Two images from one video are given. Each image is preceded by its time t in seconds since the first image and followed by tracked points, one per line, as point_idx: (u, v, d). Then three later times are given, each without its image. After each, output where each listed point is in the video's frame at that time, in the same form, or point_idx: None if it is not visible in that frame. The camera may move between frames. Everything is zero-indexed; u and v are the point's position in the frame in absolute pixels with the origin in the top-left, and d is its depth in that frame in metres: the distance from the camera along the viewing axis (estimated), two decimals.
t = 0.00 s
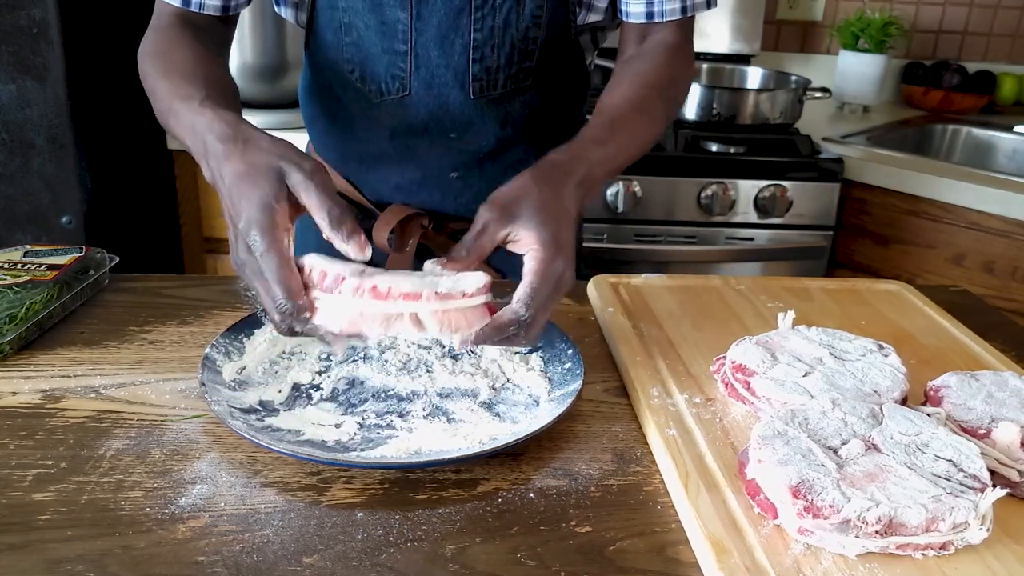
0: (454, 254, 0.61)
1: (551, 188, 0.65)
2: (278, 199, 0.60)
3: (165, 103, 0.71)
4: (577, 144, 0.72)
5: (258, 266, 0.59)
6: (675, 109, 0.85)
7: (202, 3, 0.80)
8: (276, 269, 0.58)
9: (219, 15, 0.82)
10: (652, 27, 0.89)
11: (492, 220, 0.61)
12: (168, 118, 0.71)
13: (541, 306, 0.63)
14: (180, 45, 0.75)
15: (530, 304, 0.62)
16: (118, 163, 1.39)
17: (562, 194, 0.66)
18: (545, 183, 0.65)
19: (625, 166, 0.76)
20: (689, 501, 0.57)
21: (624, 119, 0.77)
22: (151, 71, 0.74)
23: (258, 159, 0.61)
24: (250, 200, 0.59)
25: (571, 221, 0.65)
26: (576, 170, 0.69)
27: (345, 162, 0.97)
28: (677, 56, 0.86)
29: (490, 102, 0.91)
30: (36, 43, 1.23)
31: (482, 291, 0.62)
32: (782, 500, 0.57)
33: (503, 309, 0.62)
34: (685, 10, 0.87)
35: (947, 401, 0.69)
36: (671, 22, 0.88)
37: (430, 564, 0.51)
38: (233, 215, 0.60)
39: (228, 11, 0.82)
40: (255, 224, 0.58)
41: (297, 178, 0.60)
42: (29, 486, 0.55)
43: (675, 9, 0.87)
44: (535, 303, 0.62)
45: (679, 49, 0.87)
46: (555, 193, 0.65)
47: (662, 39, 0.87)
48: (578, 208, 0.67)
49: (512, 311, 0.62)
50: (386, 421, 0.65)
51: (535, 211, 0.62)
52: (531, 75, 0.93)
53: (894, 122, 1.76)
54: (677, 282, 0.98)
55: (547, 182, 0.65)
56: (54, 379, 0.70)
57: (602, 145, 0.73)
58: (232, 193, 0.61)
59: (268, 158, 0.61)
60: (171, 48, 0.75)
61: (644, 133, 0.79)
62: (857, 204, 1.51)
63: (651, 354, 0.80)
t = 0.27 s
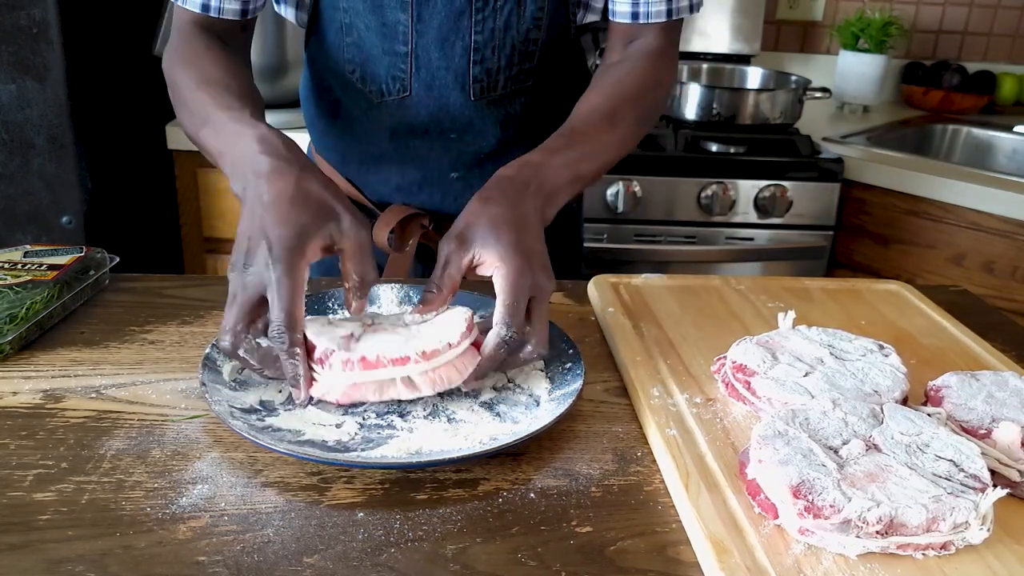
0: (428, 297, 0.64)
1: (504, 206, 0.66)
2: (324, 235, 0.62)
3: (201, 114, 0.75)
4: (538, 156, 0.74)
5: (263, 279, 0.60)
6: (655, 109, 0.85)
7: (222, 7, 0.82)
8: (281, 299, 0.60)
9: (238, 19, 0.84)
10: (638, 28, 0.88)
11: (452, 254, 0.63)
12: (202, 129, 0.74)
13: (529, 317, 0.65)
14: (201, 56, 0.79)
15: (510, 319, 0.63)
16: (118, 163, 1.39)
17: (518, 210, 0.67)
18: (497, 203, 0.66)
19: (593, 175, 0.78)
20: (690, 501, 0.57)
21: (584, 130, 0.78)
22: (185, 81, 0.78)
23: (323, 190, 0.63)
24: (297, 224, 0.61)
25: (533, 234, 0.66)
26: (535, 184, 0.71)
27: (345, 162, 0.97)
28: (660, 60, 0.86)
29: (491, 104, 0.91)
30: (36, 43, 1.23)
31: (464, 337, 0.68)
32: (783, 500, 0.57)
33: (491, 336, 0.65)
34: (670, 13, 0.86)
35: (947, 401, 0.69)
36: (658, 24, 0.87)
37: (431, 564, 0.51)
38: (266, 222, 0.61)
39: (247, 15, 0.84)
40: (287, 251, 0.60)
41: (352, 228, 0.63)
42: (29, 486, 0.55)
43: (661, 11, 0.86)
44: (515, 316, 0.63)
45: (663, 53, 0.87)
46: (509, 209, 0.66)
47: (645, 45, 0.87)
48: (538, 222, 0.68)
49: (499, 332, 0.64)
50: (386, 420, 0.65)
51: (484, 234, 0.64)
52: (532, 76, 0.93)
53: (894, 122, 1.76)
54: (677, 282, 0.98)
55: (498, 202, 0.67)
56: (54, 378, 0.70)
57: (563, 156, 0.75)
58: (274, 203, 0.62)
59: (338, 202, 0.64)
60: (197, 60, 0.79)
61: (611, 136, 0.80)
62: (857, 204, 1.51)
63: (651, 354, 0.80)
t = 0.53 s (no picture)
0: (441, 284, 0.63)
1: (501, 187, 0.65)
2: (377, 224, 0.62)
3: (232, 107, 0.75)
4: (538, 138, 0.74)
5: (330, 236, 0.59)
6: (654, 107, 0.85)
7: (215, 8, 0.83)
8: (352, 259, 0.59)
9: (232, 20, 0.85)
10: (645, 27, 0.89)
11: (454, 237, 0.62)
12: (234, 122, 0.74)
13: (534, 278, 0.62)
14: (221, 55, 0.80)
15: (511, 282, 0.60)
16: (118, 163, 1.39)
17: (517, 190, 0.66)
18: (494, 184, 0.66)
19: (596, 158, 0.76)
20: (689, 501, 0.57)
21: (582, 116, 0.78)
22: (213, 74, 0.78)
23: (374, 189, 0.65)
24: (358, 201, 0.62)
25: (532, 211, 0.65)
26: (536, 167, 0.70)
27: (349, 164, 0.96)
28: (665, 59, 0.86)
29: (498, 104, 0.92)
30: (36, 43, 1.23)
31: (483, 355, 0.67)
32: (783, 500, 0.57)
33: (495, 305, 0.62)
34: (681, 11, 0.87)
35: (947, 401, 0.69)
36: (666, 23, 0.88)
37: (431, 564, 0.51)
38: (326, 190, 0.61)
39: (240, 16, 0.85)
40: (355, 218, 0.60)
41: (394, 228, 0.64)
42: (29, 486, 0.55)
43: (671, 10, 0.87)
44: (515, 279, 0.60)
45: (667, 53, 0.87)
46: (508, 189, 0.65)
47: (650, 42, 0.87)
48: (541, 203, 0.67)
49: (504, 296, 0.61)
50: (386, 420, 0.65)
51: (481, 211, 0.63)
52: (539, 76, 0.93)
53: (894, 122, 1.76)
54: (677, 282, 0.98)
55: (495, 183, 0.66)
56: (54, 378, 0.70)
57: (563, 138, 0.74)
58: (331, 177, 0.63)
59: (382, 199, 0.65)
60: (222, 59, 0.80)
61: (611, 120, 0.79)
62: (857, 204, 1.51)
63: (651, 354, 0.80)
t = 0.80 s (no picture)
0: (463, 292, 0.63)
1: (525, 185, 0.65)
2: (338, 213, 0.62)
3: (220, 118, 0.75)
4: (559, 136, 0.73)
5: (280, 227, 0.59)
6: (669, 101, 0.84)
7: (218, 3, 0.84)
8: (305, 245, 0.59)
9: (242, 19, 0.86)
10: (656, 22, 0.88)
11: (473, 242, 0.61)
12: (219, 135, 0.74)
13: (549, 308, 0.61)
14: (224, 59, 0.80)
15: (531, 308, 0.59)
16: (118, 163, 1.39)
17: (540, 189, 0.65)
18: (519, 181, 0.65)
19: (615, 154, 0.76)
20: (689, 501, 0.57)
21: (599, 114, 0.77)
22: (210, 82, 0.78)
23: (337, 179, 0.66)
24: (311, 191, 0.62)
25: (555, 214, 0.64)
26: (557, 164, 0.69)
27: (353, 162, 0.97)
28: (678, 52, 0.86)
29: (501, 102, 0.91)
30: (36, 43, 1.23)
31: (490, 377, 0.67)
32: (783, 500, 0.57)
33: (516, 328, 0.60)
34: (689, 5, 0.87)
35: (947, 401, 0.69)
36: (676, 17, 0.87)
37: (431, 565, 0.51)
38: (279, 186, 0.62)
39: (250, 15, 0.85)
40: (307, 206, 0.60)
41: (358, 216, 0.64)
42: (29, 486, 0.55)
43: (680, 4, 0.87)
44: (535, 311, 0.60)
45: (680, 47, 0.86)
46: (531, 188, 0.65)
47: (663, 36, 0.87)
48: (562, 202, 0.67)
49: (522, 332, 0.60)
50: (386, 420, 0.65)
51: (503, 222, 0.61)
52: (542, 75, 0.93)
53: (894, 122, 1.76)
54: (677, 282, 0.98)
55: (520, 180, 0.65)
56: (54, 378, 0.70)
57: (583, 136, 0.73)
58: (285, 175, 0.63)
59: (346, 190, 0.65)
60: (225, 64, 0.80)
61: (629, 118, 0.78)
62: (857, 204, 1.51)
63: (651, 354, 0.80)
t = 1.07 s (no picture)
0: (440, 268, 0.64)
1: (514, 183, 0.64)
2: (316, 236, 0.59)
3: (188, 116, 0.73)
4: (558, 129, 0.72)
5: (262, 280, 0.56)
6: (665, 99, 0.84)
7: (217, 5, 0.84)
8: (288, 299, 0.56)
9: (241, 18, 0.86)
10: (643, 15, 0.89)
11: (471, 223, 0.61)
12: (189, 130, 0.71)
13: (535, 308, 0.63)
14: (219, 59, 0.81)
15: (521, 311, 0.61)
16: (118, 163, 1.39)
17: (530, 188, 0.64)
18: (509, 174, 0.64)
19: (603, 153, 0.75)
20: (689, 501, 0.57)
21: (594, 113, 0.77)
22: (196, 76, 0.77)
23: (309, 188, 0.61)
24: (285, 221, 0.57)
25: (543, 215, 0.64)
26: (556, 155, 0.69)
27: (354, 161, 0.97)
28: (670, 49, 0.85)
29: (500, 101, 0.91)
30: (36, 43, 1.23)
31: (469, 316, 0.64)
32: (782, 501, 0.57)
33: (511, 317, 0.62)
34: None
35: (947, 401, 0.69)
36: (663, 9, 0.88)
37: (431, 564, 0.51)
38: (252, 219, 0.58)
39: (249, 13, 0.85)
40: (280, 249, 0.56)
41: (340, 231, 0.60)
42: (29, 486, 0.55)
43: None
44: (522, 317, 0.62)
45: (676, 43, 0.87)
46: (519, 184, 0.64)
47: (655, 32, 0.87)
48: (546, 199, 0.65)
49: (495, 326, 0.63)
50: (386, 420, 0.65)
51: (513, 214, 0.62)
52: (541, 73, 0.93)
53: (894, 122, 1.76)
54: (677, 282, 0.98)
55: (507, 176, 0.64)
56: (54, 378, 0.70)
57: (582, 130, 0.73)
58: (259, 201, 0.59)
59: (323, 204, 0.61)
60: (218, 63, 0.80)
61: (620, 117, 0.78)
62: (857, 204, 1.51)
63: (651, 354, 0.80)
